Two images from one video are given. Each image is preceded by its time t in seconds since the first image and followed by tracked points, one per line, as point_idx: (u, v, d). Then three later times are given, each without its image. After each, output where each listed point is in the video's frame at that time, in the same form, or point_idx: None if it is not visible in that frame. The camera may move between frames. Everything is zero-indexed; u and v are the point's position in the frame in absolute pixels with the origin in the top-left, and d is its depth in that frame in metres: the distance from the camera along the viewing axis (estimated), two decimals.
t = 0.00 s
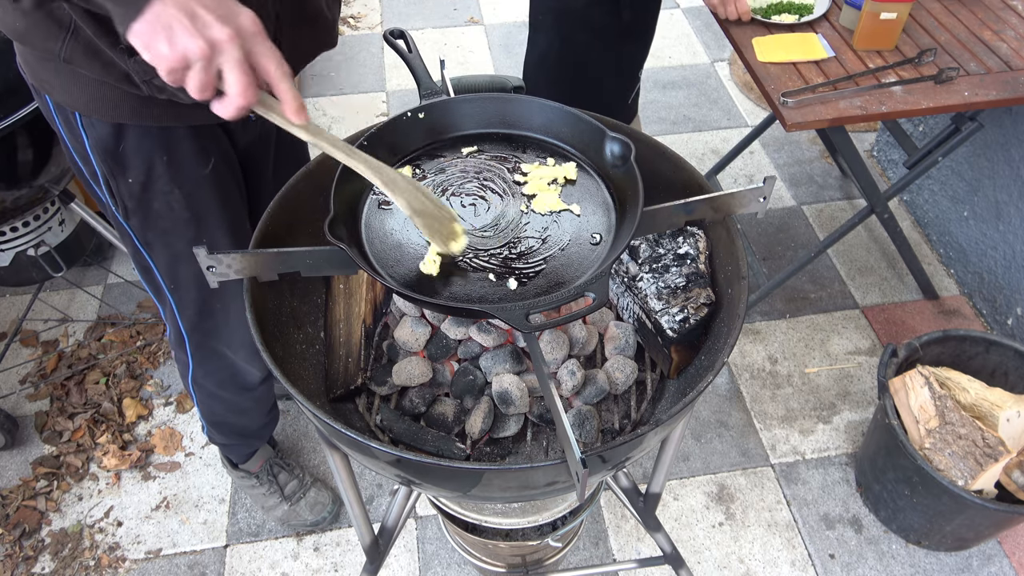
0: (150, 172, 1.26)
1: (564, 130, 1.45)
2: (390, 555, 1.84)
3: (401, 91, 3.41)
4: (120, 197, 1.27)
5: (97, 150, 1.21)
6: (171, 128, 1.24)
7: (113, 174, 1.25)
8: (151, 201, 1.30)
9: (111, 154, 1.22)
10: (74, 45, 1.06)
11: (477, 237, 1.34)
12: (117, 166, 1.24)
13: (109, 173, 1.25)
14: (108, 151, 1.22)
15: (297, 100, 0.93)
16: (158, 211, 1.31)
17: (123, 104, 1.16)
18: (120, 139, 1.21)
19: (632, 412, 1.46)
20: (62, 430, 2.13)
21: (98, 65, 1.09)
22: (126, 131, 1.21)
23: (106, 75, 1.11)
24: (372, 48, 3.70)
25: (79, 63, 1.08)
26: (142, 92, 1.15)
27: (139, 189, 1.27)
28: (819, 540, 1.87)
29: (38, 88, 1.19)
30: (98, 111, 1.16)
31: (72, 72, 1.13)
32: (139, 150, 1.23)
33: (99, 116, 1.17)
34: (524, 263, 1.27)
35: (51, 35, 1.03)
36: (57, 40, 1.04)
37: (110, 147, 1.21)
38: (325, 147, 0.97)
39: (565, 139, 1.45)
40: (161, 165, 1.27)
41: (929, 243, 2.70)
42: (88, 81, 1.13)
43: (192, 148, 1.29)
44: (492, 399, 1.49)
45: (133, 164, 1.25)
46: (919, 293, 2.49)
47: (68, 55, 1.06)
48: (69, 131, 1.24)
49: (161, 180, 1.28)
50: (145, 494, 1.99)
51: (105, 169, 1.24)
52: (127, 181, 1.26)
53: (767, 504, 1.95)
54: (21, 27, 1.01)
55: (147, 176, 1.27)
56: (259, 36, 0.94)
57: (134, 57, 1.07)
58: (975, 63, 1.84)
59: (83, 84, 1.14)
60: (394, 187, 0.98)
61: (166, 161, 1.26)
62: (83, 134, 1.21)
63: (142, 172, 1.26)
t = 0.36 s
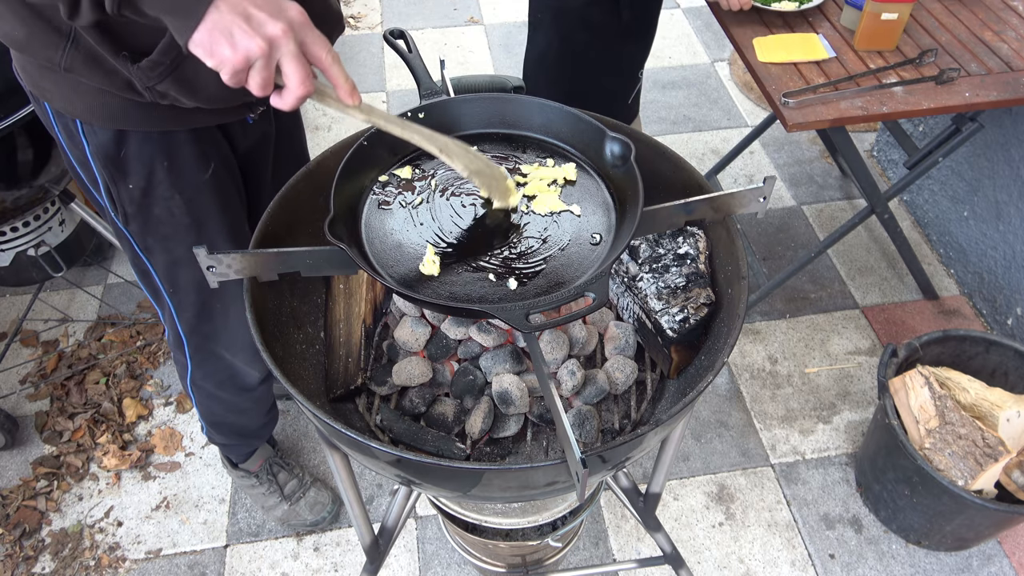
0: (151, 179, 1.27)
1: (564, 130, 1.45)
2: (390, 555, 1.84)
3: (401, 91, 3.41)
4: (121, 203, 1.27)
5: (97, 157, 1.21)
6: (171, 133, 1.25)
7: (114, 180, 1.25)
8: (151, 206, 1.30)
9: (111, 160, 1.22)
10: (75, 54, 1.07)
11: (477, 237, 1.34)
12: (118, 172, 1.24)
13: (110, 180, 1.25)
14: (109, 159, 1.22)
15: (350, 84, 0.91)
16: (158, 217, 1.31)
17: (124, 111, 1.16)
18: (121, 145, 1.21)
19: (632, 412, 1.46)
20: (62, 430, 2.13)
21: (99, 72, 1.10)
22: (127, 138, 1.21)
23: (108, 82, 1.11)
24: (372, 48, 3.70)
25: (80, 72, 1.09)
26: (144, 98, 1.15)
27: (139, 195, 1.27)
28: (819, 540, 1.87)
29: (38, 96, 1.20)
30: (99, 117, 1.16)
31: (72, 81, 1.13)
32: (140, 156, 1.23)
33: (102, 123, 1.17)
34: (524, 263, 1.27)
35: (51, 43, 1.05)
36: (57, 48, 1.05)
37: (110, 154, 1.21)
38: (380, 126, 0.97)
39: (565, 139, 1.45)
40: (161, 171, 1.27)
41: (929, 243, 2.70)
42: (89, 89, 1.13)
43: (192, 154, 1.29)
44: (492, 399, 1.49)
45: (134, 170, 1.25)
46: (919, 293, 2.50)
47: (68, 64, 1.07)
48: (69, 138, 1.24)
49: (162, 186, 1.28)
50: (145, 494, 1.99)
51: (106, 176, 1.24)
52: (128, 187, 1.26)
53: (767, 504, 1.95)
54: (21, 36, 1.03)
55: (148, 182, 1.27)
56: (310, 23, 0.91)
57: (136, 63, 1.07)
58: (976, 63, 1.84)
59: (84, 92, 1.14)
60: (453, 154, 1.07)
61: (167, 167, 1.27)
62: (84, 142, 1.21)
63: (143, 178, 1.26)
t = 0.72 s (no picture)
0: (155, 186, 1.27)
1: (564, 130, 1.45)
2: (390, 555, 1.84)
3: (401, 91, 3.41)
4: (125, 211, 1.27)
5: (102, 166, 1.21)
6: (175, 141, 1.25)
7: (118, 188, 1.25)
8: (155, 213, 1.30)
9: (116, 169, 1.22)
10: (80, 65, 1.06)
11: (477, 237, 1.34)
12: (122, 180, 1.24)
13: (114, 188, 1.24)
14: (113, 167, 1.22)
15: (406, 86, 0.97)
16: (162, 224, 1.31)
17: (130, 119, 1.16)
18: (125, 153, 1.21)
19: (632, 412, 1.46)
20: (62, 430, 2.13)
21: (104, 83, 1.09)
22: (130, 146, 1.21)
23: (113, 92, 1.10)
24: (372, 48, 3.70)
25: (84, 83, 1.09)
26: (149, 107, 1.15)
27: (144, 203, 1.27)
28: (819, 540, 1.87)
29: (37, 107, 1.18)
30: (103, 126, 1.16)
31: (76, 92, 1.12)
32: (144, 163, 1.24)
33: (104, 132, 1.16)
34: (524, 263, 1.27)
35: (55, 56, 1.04)
36: (61, 60, 1.05)
37: (115, 162, 1.21)
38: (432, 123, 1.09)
39: (565, 139, 1.45)
40: (165, 178, 1.27)
41: (929, 243, 2.70)
42: (92, 99, 1.13)
43: (196, 159, 1.30)
44: (492, 400, 1.49)
45: (138, 177, 1.25)
46: (919, 293, 2.49)
47: (74, 76, 1.06)
48: (70, 148, 1.23)
49: (166, 193, 1.29)
50: (145, 494, 1.99)
51: (110, 184, 1.24)
52: (132, 195, 1.26)
53: (767, 504, 1.95)
54: (24, 48, 1.02)
55: (152, 189, 1.27)
56: (364, 31, 0.95)
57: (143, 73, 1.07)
58: (976, 64, 1.84)
59: (89, 103, 1.13)
60: (503, 149, 1.18)
61: (171, 173, 1.27)
62: (87, 151, 1.21)
63: (147, 185, 1.26)
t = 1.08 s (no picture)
0: (148, 190, 1.27)
1: (564, 130, 1.45)
2: (390, 555, 1.84)
3: (401, 91, 3.41)
4: (118, 215, 1.27)
5: (94, 169, 1.21)
6: (168, 145, 1.26)
7: (110, 193, 1.24)
8: (148, 217, 1.30)
9: (108, 173, 1.22)
10: (70, 67, 1.05)
11: (477, 237, 1.34)
12: (114, 184, 1.24)
13: (106, 193, 1.24)
14: (106, 171, 1.22)
15: (342, 89, 0.88)
16: (155, 228, 1.31)
17: (121, 123, 1.16)
18: (117, 157, 1.21)
19: (632, 412, 1.46)
20: (62, 430, 2.13)
21: (95, 85, 1.09)
22: (122, 149, 1.21)
23: (104, 95, 1.10)
24: (372, 48, 3.70)
25: (75, 85, 1.08)
26: (141, 110, 1.14)
27: (137, 207, 1.27)
28: (819, 540, 1.87)
29: (30, 109, 1.18)
30: (95, 130, 1.15)
31: (67, 94, 1.12)
32: (136, 167, 1.24)
33: (95, 134, 1.15)
34: (524, 263, 1.28)
35: (45, 56, 1.02)
36: (51, 61, 1.03)
37: (108, 166, 1.21)
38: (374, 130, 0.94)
39: (565, 139, 1.46)
40: (159, 182, 1.27)
41: (929, 243, 2.70)
42: (84, 101, 1.12)
43: (190, 164, 1.30)
44: (492, 400, 1.49)
45: (130, 181, 1.25)
46: (919, 293, 2.49)
47: (64, 77, 1.05)
48: (64, 151, 1.23)
49: (159, 197, 1.29)
50: (145, 494, 1.99)
51: (103, 188, 1.23)
52: (125, 199, 1.26)
53: (767, 504, 1.95)
54: (14, 49, 1.01)
55: (145, 194, 1.27)
56: (298, 32, 0.88)
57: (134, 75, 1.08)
58: (977, 64, 1.83)
59: (81, 106, 1.13)
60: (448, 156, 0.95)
61: (164, 178, 1.27)
62: (79, 155, 1.20)
63: (140, 188, 1.26)
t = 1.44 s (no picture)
0: (149, 190, 1.27)
1: (564, 130, 1.45)
2: (390, 555, 1.84)
3: (401, 91, 3.41)
4: (119, 215, 1.27)
5: (96, 171, 1.21)
6: (169, 144, 1.25)
7: (112, 193, 1.24)
8: (150, 217, 1.30)
9: (110, 173, 1.22)
10: (72, 68, 1.06)
11: (477, 237, 1.34)
12: (116, 185, 1.24)
13: (108, 193, 1.24)
14: (107, 172, 1.21)
15: (314, 85, 0.91)
16: (157, 228, 1.32)
17: (123, 122, 1.16)
18: (118, 158, 1.21)
19: (632, 412, 1.46)
20: (62, 430, 2.13)
21: (97, 86, 1.09)
22: (124, 150, 1.21)
23: (106, 95, 1.10)
24: (372, 48, 3.70)
25: (77, 86, 1.09)
26: (143, 110, 1.15)
27: (139, 208, 1.27)
28: (819, 540, 1.87)
29: (32, 110, 1.18)
30: (97, 131, 1.15)
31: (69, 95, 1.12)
32: (138, 167, 1.23)
33: (97, 135, 1.15)
34: (524, 263, 1.27)
35: (47, 58, 1.04)
36: (53, 62, 1.05)
37: (109, 167, 1.21)
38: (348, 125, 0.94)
39: (565, 139, 1.46)
40: (160, 182, 1.27)
41: (929, 243, 2.70)
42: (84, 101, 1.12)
43: (191, 163, 1.30)
44: (492, 400, 1.49)
45: (132, 182, 1.25)
46: (919, 293, 2.49)
47: (65, 79, 1.06)
48: (65, 151, 1.23)
49: (161, 197, 1.29)
50: (145, 494, 1.99)
51: (104, 189, 1.23)
52: (127, 200, 1.26)
53: (767, 504, 1.95)
54: (15, 50, 1.02)
55: (146, 194, 1.27)
56: (273, 27, 0.90)
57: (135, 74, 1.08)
58: (977, 64, 1.83)
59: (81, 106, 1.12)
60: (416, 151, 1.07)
61: (166, 178, 1.27)
62: (81, 155, 1.20)
63: (141, 189, 1.26)
